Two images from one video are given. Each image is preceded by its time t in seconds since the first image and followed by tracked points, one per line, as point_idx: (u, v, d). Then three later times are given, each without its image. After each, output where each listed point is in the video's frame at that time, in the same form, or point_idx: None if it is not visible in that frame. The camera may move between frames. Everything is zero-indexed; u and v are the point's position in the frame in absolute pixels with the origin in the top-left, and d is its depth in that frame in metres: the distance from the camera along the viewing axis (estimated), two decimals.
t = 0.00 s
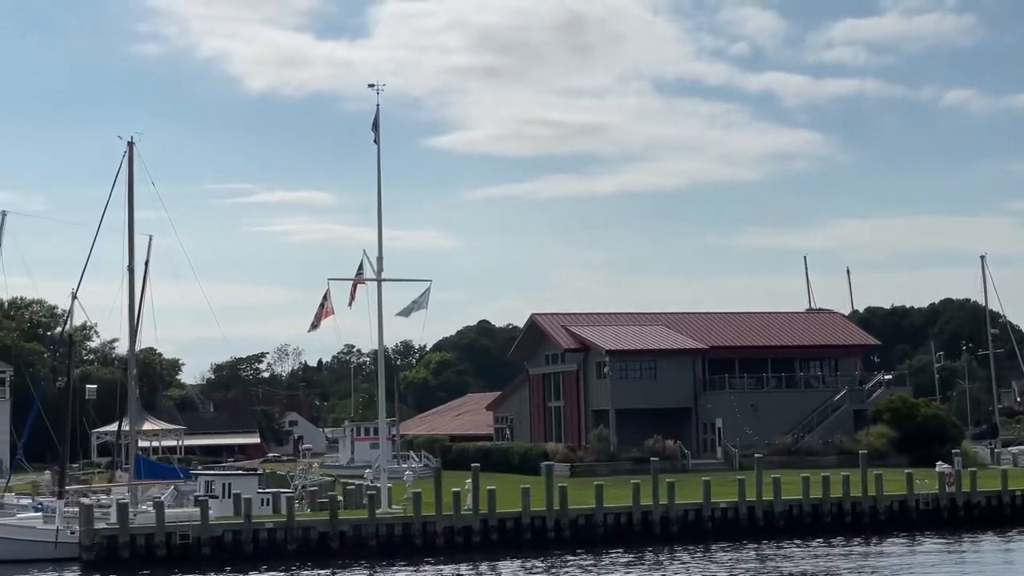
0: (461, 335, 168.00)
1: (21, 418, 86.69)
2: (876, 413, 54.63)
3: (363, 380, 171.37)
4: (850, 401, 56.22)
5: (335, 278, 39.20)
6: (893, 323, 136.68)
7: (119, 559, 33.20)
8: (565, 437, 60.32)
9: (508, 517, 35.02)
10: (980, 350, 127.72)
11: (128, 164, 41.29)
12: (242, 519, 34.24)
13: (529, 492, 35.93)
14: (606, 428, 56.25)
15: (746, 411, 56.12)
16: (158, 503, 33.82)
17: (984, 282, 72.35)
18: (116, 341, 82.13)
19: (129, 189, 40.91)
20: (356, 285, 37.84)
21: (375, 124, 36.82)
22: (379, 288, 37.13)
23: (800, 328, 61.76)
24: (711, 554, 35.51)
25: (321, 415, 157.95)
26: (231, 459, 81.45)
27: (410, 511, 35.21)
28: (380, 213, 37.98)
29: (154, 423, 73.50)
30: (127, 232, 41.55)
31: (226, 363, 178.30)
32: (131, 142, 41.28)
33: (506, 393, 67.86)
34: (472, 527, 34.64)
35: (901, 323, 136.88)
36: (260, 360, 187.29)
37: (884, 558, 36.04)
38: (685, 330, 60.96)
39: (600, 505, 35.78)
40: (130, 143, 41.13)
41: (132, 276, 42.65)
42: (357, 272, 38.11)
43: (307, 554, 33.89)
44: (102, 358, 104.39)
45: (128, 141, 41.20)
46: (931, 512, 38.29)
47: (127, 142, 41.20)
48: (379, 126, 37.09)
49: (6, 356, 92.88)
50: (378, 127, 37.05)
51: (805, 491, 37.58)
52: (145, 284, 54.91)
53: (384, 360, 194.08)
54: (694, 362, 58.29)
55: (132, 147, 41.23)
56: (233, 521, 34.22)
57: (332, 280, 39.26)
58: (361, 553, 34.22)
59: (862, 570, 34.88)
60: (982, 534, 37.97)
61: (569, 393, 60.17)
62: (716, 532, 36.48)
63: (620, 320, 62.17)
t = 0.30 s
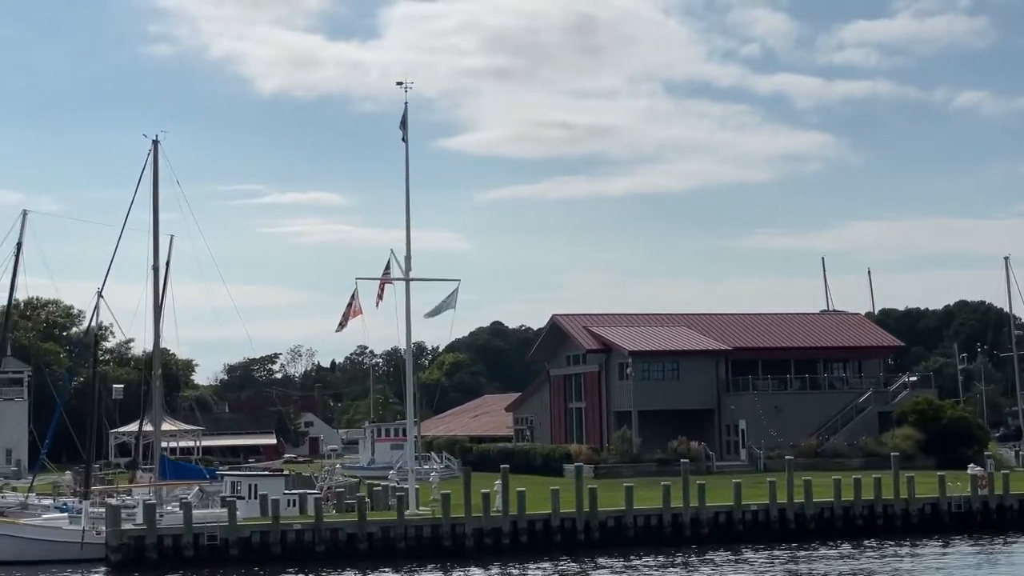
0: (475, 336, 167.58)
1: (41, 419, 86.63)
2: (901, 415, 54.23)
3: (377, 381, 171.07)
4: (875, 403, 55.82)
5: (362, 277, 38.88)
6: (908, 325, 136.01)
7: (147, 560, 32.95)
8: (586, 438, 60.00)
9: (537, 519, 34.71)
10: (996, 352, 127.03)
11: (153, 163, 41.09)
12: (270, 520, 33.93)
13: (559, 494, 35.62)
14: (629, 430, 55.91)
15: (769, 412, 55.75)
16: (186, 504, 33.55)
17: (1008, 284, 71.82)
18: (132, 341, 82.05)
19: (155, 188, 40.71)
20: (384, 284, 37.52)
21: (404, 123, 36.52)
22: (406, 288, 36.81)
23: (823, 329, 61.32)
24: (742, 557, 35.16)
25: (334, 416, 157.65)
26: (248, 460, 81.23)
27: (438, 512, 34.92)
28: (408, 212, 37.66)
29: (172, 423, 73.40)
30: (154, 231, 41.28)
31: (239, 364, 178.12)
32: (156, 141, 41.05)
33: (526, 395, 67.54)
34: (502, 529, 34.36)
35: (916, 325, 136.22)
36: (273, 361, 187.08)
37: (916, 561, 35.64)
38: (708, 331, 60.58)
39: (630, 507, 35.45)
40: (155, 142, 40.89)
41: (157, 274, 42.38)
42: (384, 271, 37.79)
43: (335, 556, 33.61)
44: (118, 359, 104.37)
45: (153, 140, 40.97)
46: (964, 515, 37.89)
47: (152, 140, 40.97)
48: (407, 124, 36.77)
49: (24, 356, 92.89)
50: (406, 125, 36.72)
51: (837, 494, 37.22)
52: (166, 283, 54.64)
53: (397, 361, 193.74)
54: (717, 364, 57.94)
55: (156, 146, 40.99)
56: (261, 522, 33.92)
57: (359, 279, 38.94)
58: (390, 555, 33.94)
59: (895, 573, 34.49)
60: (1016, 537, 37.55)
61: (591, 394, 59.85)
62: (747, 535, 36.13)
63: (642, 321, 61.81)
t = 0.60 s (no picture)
0: (488, 337, 167.25)
1: (62, 419, 86.42)
2: (927, 417, 53.79)
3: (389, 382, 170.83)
4: (899, 405, 55.38)
5: (389, 277, 38.52)
6: (921, 327, 135.38)
7: (174, 561, 32.67)
8: (608, 439, 59.67)
9: (566, 521, 34.35)
10: (1011, 353, 126.38)
11: (178, 161, 40.80)
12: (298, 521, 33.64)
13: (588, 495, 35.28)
14: (651, 431, 55.54)
15: (794, 413, 55.36)
16: (213, 505, 33.28)
17: None
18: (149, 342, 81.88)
19: (179, 186, 40.40)
20: (411, 283, 37.14)
21: (431, 121, 36.22)
22: (433, 288, 36.44)
23: (846, 330, 60.85)
24: (772, 560, 34.77)
25: (347, 417, 157.38)
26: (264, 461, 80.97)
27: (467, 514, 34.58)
28: (436, 211, 37.28)
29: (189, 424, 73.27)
30: (177, 229, 41.08)
31: (252, 364, 177.97)
32: (180, 138, 40.74)
33: (545, 395, 67.22)
34: (531, 531, 34.01)
35: (930, 326, 135.61)
36: (285, 361, 186.88)
37: (949, 564, 35.21)
38: (730, 331, 60.16)
39: (660, 509, 35.06)
40: (179, 140, 40.58)
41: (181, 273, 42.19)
42: (411, 270, 37.41)
43: (363, 558, 33.30)
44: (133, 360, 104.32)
45: (177, 138, 40.66)
46: (996, 518, 37.44)
47: (176, 138, 40.66)
48: (434, 122, 36.38)
49: (41, 357, 92.71)
50: (434, 122, 36.34)
51: (868, 497, 36.81)
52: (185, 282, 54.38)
53: (409, 362, 193.47)
54: (740, 364, 57.52)
55: (180, 144, 40.75)
56: (288, 523, 33.64)
57: (386, 279, 38.57)
58: (418, 557, 33.61)
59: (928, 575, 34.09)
60: None
61: (612, 395, 59.51)
62: (778, 538, 35.75)
63: (664, 321, 61.44)
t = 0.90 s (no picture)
0: (501, 337, 166.89)
1: (78, 419, 86.34)
2: (952, 418, 53.36)
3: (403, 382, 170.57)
4: (924, 405, 54.96)
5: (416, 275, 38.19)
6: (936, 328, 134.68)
7: (202, 561, 32.41)
8: (629, 439, 59.36)
9: (596, 521, 34.02)
10: None
11: (203, 158, 40.52)
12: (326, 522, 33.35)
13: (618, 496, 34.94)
14: (674, 431, 55.19)
15: (818, 414, 54.97)
16: (241, 504, 33.02)
17: None
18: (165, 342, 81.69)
19: (204, 184, 40.12)
20: (438, 282, 36.83)
21: (460, 118, 35.85)
22: (462, 287, 36.13)
23: (869, 330, 60.40)
24: (804, 561, 34.41)
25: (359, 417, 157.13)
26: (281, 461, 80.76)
27: (496, 514, 34.25)
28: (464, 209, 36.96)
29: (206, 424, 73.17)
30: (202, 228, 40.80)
31: (265, 364, 177.84)
32: (205, 136, 40.48)
33: (565, 395, 66.93)
34: (561, 531, 33.69)
35: (945, 327, 134.87)
36: (298, 361, 186.71)
37: (983, 565, 34.80)
38: (752, 331, 59.79)
39: (690, 510, 34.71)
40: (204, 138, 40.32)
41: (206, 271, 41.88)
42: (439, 269, 37.09)
43: (391, 558, 33.00)
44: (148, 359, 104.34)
45: (202, 135, 40.39)
46: None
47: (201, 136, 40.40)
48: (463, 119, 36.04)
49: (58, 357, 92.52)
50: (463, 120, 36.00)
51: (900, 497, 36.43)
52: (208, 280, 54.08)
53: (422, 362, 193.23)
54: (763, 364, 57.14)
55: (206, 141, 40.49)
56: (317, 523, 33.35)
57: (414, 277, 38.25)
58: (448, 558, 33.29)
59: None
60: None
61: (634, 394, 59.20)
62: (809, 539, 35.39)
63: (686, 321, 61.09)
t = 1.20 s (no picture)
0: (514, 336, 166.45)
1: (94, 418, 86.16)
2: (978, 418, 52.91)
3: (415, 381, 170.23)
4: (949, 405, 54.51)
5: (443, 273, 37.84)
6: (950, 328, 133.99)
7: (229, 561, 32.10)
8: (651, 439, 59.00)
9: (626, 522, 33.67)
10: None
11: (226, 155, 40.19)
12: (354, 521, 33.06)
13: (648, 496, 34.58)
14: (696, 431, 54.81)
15: (842, 413, 54.56)
16: (268, 504, 32.73)
17: None
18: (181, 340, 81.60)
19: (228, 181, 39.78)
20: (465, 280, 36.45)
21: (488, 114, 35.54)
22: (490, 285, 35.76)
23: (892, 329, 59.92)
24: (836, 562, 34.03)
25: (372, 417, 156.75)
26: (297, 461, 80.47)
27: (525, 514, 33.91)
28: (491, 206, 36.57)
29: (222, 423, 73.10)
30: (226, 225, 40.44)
31: (277, 363, 177.55)
32: (229, 133, 40.14)
33: (585, 394, 66.59)
34: (591, 532, 33.34)
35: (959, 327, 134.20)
36: (310, 360, 186.42)
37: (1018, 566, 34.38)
38: (774, 330, 59.37)
39: (721, 510, 34.33)
40: (228, 135, 39.99)
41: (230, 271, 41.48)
42: (466, 267, 36.73)
43: (420, 559, 32.71)
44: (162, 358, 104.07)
45: (225, 132, 40.06)
46: None
47: (224, 133, 40.07)
48: (491, 115, 35.65)
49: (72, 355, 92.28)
50: (490, 116, 35.62)
51: (932, 498, 36.00)
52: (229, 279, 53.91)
53: (433, 361, 192.89)
54: (786, 364, 56.72)
55: (229, 138, 40.17)
56: (345, 523, 33.06)
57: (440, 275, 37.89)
58: (477, 558, 32.97)
59: None
60: None
61: (655, 394, 58.85)
62: (841, 540, 34.99)
63: (707, 320, 60.68)
